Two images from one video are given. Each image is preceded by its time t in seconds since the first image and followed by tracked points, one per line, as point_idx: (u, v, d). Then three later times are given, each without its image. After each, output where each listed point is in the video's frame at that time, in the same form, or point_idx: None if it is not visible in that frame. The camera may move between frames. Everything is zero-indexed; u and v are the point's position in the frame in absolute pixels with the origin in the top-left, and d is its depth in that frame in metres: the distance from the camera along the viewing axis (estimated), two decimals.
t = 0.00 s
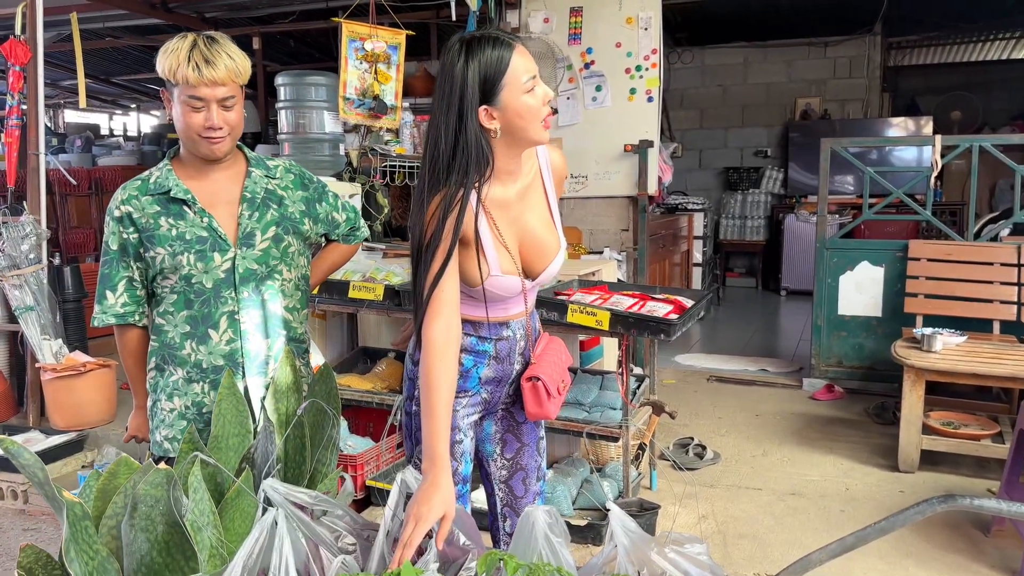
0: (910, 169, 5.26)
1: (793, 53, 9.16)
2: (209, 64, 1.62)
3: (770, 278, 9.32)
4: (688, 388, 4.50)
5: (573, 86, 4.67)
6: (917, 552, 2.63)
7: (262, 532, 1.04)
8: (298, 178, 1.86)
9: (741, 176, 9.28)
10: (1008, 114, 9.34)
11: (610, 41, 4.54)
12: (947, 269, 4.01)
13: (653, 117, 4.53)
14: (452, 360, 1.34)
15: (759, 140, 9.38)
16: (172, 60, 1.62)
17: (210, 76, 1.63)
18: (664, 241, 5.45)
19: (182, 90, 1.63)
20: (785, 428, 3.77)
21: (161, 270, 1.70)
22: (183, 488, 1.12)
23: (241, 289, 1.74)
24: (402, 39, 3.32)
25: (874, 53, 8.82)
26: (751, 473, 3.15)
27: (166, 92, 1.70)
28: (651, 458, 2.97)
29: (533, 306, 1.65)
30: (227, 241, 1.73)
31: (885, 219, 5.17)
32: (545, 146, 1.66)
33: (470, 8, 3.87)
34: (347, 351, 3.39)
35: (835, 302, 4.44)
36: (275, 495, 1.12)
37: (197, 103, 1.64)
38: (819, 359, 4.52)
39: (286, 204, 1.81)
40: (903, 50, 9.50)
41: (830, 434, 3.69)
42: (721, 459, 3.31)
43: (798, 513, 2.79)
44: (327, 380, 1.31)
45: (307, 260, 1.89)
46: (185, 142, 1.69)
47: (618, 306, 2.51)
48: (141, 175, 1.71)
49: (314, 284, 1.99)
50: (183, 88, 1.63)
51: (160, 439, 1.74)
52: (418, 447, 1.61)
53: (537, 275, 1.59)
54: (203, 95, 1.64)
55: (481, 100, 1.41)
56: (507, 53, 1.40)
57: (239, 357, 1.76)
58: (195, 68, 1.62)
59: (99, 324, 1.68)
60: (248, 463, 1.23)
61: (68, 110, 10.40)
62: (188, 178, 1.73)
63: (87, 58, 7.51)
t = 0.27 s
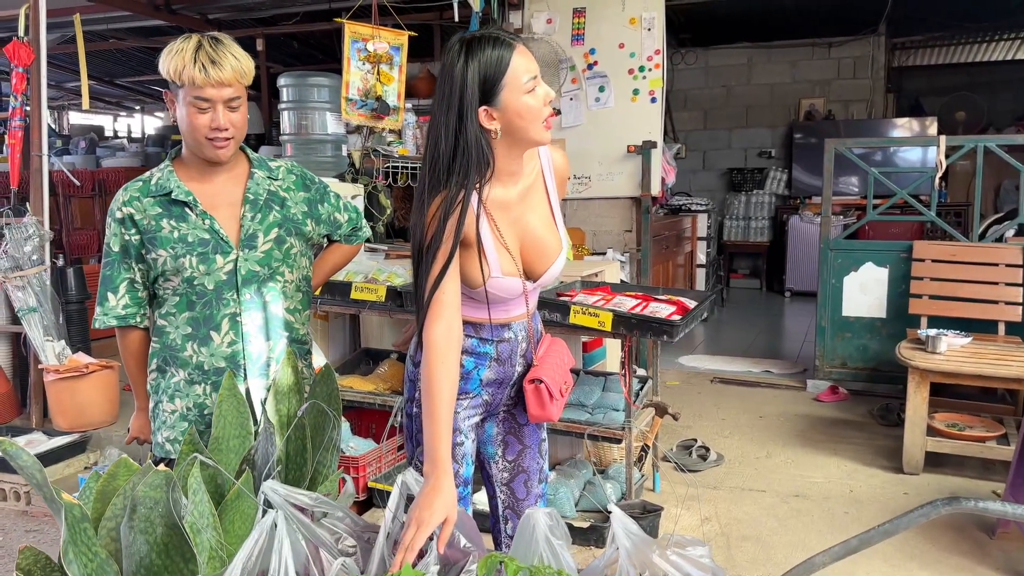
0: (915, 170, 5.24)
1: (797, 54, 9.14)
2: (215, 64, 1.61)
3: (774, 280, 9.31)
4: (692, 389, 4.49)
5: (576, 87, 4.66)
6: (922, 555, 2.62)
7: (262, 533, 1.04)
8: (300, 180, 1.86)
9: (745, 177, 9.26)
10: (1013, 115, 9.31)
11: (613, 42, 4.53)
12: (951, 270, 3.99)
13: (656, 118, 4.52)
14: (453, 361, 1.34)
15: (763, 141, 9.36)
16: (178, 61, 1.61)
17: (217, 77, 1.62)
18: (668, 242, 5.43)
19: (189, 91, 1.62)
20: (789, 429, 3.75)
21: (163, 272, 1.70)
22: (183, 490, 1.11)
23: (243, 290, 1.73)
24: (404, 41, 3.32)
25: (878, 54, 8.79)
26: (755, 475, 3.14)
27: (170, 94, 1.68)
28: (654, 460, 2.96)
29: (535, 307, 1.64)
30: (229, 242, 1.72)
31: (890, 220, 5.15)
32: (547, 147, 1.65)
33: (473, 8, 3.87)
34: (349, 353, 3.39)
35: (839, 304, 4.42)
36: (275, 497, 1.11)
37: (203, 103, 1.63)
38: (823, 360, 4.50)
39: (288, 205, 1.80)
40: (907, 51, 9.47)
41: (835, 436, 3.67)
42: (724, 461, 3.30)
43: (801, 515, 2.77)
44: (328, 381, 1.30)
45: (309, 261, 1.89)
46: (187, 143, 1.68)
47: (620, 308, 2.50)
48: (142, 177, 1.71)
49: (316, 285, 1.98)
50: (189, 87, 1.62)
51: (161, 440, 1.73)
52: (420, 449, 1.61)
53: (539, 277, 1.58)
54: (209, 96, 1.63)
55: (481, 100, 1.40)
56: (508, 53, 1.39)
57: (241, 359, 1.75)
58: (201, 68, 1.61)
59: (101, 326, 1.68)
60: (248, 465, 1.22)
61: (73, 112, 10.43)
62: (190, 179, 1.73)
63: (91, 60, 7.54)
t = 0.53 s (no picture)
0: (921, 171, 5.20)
1: (802, 55, 9.11)
2: (237, 57, 1.67)
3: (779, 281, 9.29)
4: (697, 392, 4.47)
5: (580, 89, 4.65)
6: (930, 560, 2.59)
7: (260, 541, 1.02)
8: (301, 183, 1.85)
9: (750, 179, 9.19)
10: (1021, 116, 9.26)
11: (617, 43, 4.52)
12: (958, 272, 3.96)
13: (660, 120, 4.50)
14: (454, 366, 1.32)
15: (768, 143, 9.33)
16: (202, 59, 1.63)
17: (243, 70, 1.67)
18: (673, 244, 5.41)
19: (218, 87, 1.65)
20: (795, 433, 3.73)
21: (164, 276, 1.68)
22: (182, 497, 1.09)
23: (245, 295, 1.72)
24: (407, 44, 3.32)
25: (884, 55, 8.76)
26: (761, 479, 3.11)
27: (183, 100, 1.66)
28: (660, 464, 2.94)
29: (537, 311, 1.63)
30: (231, 247, 1.71)
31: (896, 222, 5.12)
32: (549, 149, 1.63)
33: (476, 11, 3.86)
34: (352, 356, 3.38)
35: (845, 306, 4.39)
36: (275, 504, 1.09)
37: (233, 94, 1.66)
38: (829, 363, 4.47)
39: (289, 209, 1.79)
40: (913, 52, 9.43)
41: (841, 439, 3.65)
42: (729, 465, 3.27)
43: (808, 519, 2.75)
44: (329, 386, 1.29)
45: (310, 264, 1.88)
46: (205, 139, 1.68)
47: (624, 311, 2.49)
48: (142, 180, 1.69)
49: (318, 289, 1.97)
50: (214, 82, 1.64)
51: (160, 445, 1.73)
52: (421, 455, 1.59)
53: (541, 280, 1.56)
54: (239, 87, 1.67)
55: (483, 102, 1.39)
56: (509, 54, 1.38)
57: (241, 364, 1.74)
58: (226, 62, 1.65)
59: (101, 331, 1.67)
60: (247, 471, 1.20)
61: (78, 115, 10.47)
62: (191, 182, 1.71)
63: (98, 64, 7.57)
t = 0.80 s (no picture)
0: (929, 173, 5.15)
1: (808, 57, 9.07)
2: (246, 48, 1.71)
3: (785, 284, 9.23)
4: (702, 397, 4.43)
5: (584, 91, 4.61)
6: (939, 569, 2.55)
7: (254, 553, 1.00)
8: (300, 186, 1.82)
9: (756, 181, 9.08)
10: None
11: (621, 45, 4.50)
12: (967, 274, 3.91)
13: (665, 122, 4.47)
14: (452, 371, 1.30)
15: (774, 145, 9.28)
16: (216, 51, 1.66)
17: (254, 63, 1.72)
18: (678, 247, 5.38)
19: (231, 79, 1.67)
20: (801, 438, 3.69)
21: (163, 279, 1.64)
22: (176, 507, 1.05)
23: (245, 299, 1.69)
24: (409, 46, 3.30)
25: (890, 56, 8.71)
26: (768, 485, 3.07)
27: (198, 94, 1.66)
28: (665, 470, 2.91)
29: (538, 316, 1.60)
30: (232, 249, 1.68)
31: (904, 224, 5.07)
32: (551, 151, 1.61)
33: (479, 12, 3.83)
34: (354, 360, 3.35)
35: (853, 309, 4.35)
36: (271, 513, 1.06)
37: (248, 84, 1.69)
38: (836, 367, 4.43)
39: (290, 212, 1.77)
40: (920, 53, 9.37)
41: (849, 444, 3.60)
42: (735, 470, 3.24)
43: (815, 526, 2.71)
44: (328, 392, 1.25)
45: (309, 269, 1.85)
46: (219, 135, 1.68)
47: (628, 315, 2.46)
48: (141, 180, 1.66)
49: (316, 294, 1.95)
50: (228, 73, 1.67)
51: (156, 452, 1.70)
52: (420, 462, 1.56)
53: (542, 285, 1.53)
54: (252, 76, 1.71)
55: (481, 103, 1.36)
56: (508, 55, 1.35)
57: (239, 370, 1.71)
58: (238, 53, 1.69)
59: (100, 334, 1.63)
60: (245, 479, 1.17)
61: (84, 119, 10.50)
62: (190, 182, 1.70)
63: (103, 68, 7.58)
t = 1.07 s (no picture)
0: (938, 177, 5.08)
1: (816, 60, 9.00)
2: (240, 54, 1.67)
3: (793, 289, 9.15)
4: (708, 403, 4.36)
5: (588, 94, 4.57)
6: None
7: (238, 570, 0.92)
8: (294, 190, 1.78)
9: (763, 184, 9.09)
10: None
11: (626, 47, 4.45)
12: (978, 280, 3.84)
13: (670, 125, 4.42)
14: (444, 380, 1.24)
15: (782, 148, 9.22)
16: (206, 54, 1.62)
17: (246, 67, 1.67)
18: (684, 251, 5.32)
19: (221, 82, 1.63)
20: (809, 445, 3.62)
21: (152, 283, 1.60)
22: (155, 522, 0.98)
23: (235, 305, 1.65)
24: (410, 47, 3.27)
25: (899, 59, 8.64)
26: (775, 495, 3.01)
27: (186, 96, 1.63)
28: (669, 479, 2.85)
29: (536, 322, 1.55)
30: (223, 254, 1.63)
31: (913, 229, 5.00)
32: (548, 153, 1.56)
33: (482, 14, 3.79)
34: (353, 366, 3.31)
35: (861, 315, 4.28)
36: (259, 527, 1.00)
37: (238, 90, 1.65)
38: (845, 374, 4.36)
39: (282, 216, 1.73)
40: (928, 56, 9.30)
41: (858, 452, 3.54)
42: (742, 479, 3.17)
43: (823, 537, 2.65)
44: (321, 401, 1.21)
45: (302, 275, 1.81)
46: (207, 139, 1.64)
47: (631, 321, 2.40)
48: (130, 182, 1.61)
49: (309, 300, 1.90)
50: (218, 77, 1.62)
51: (144, 461, 1.65)
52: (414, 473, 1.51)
53: (540, 290, 1.48)
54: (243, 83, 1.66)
55: (471, 104, 1.32)
56: (501, 53, 1.31)
57: (229, 377, 1.66)
58: (231, 58, 1.64)
59: (86, 340, 1.58)
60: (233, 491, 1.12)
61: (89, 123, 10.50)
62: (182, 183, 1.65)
63: (107, 71, 7.57)
